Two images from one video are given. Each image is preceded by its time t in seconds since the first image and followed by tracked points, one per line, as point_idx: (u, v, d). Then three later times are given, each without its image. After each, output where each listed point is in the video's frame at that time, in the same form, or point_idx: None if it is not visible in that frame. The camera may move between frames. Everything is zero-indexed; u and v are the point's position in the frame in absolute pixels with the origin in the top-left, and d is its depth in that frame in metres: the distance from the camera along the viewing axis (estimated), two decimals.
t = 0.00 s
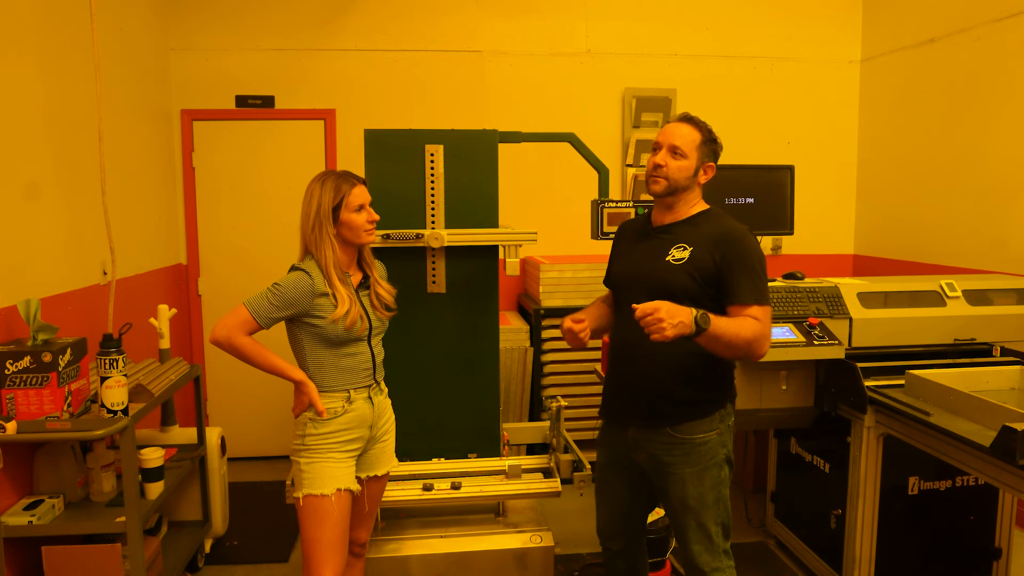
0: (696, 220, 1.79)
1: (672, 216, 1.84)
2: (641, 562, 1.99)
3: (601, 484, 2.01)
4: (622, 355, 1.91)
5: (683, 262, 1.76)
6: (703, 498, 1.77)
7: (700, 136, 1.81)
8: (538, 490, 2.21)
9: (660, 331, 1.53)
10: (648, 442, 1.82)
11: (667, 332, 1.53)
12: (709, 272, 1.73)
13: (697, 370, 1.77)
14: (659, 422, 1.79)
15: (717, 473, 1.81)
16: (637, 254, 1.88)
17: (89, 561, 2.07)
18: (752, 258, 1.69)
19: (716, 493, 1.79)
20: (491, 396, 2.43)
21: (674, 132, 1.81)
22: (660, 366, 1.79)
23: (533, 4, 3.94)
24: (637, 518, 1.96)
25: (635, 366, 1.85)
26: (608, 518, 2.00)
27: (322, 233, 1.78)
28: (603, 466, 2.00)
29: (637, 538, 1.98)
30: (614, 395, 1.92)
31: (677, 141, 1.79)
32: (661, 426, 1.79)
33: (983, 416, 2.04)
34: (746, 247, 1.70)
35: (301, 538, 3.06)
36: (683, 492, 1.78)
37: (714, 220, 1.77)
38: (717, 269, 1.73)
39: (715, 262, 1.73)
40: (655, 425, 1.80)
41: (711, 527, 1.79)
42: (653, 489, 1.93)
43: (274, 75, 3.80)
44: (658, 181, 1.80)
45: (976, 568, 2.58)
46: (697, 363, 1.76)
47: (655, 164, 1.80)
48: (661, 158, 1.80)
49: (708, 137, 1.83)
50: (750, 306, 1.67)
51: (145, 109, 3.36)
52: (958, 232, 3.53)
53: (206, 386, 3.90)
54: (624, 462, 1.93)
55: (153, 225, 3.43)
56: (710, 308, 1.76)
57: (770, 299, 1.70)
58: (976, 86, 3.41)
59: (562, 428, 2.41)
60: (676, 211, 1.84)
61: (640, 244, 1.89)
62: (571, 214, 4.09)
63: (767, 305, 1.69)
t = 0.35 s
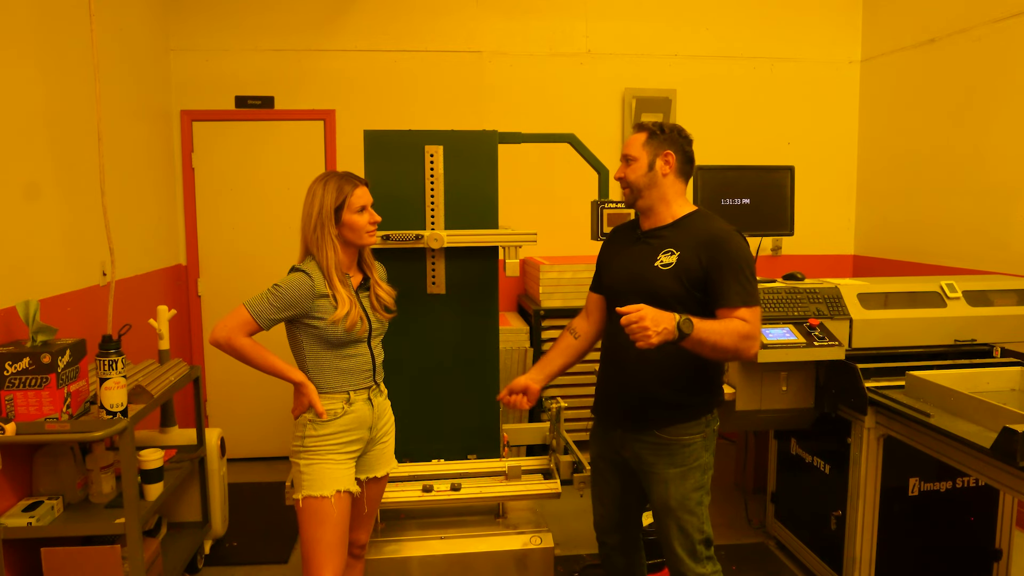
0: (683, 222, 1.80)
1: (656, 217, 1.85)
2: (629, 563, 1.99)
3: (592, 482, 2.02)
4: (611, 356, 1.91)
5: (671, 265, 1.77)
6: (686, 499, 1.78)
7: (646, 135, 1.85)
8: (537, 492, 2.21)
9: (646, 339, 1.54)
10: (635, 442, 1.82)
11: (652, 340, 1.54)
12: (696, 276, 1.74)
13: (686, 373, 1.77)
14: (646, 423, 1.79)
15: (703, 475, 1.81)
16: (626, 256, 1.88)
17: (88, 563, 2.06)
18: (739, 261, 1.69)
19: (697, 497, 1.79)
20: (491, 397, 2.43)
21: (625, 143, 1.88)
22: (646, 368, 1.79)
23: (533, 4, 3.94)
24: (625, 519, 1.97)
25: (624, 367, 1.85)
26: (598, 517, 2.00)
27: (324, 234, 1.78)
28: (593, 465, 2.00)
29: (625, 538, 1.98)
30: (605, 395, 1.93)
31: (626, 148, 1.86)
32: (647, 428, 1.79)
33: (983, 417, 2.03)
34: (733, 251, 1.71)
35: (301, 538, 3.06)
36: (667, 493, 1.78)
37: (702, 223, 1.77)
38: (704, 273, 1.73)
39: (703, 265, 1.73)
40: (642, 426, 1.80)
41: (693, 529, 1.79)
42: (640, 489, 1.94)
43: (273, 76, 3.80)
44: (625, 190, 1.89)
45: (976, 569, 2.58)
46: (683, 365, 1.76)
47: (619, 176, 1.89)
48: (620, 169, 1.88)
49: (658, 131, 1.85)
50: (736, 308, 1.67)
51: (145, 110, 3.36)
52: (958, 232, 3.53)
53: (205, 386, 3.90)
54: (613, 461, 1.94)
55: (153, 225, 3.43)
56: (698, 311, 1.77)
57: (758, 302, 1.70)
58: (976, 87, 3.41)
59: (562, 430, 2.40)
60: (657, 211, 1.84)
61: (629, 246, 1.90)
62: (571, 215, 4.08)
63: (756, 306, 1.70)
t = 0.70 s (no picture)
0: (671, 220, 1.80)
1: (646, 222, 1.85)
2: (632, 561, 1.99)
3: (594, 482, 2.02)
4: (609, 356, 1.91)
5: (661, 263, 1.77)
6: (693, 494, 1.78)
7: (624, 144, 1.80)
8: (537, 492, 2.21)
9: (639, 347, 1.53)
10: (638, 440, 1.82)
11: (644, 346, 1.54)
12: (688, 272, 1.74)
13: (683, 370, 1.77)
14: (649, 421, 1.79)
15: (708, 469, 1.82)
16: (617, 257, 1.89)
17: (88, 563, 2.06)
18: (728, 254, 1.69)
19: (705, 490, 1.80)
20: (491, 398, 2.43)
21: (601, 154, 1.83)
22: (645, 366, 1.79)
23: (533, 4, 3.94)
24: (628, 517, 1.97)
25: (623, 366, 1.85)
26: (601, 515, 2.00)
27: (325, 234, 1.78)
28: (594, 465, 2.00)
29: (628, 536, 1.98)
30: (604, 395, 1.92)
31: (605, 161, 1.81)
32: (650, 425, 1.79)
33: (983, 417, 2.03)
34: (721, 245, 1.71)
35: (301, 539, 3.06)
36: (673, 489, 1.78)
37: (689, 220, 1.78)
38: (695, 268, 1.73)
39: (693, 261, 1.73)
40: (645, 424, 1.80)
41: (700, 523, 1.79)
42: (643, 486, 1.94)
43: (274, 76, 3.80)
44: (609, 203, 1.85)
45: (976, 569, 2.58)
46: (683, 361, 1.77)
47: (600, 188, 1.85)
48: (601, 182, 1.84)
49: (635, 139, 1.81)
50: (728, 302, 1.67)
51: (145, 110, 3.36)
52: (958, 233, 3.53)
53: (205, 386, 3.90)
54: (615, 460, 1.93)
55: (153, 225, 3.43)
56: (692, 307, 1.77)
57: (748, 294, 1.70)
58: (976, 87, 3.41)
59: (562, 430, 2.40)
60: (646, 217, 1.84)
61: (620, 247, 1.90)
62: (571, 215, 4.08)
63: (745, 301, 1.69)
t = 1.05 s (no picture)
0: (673, 220, 1.80)
1: (645, 221, 1.85)
2: (632, 560, 1.99)
3: (595, 481, 2.02)
4: (610, 355, 1.90)
5: (665, 263, 1.77)
6: (695, 491, 1.79)
7: (623, 141, 1.82)
8: (537, 492, 2.21)
9: (655, 353, 1.53)
10: (640, 438, 1.82)
11: (660, 351, 1.53)
12: (693, 272, 1.74)
13: (687, 368, 1.77)
14: (652, 420, 1.79)
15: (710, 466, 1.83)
16: (618, 256, 1.88)
17: (88, 562, 2.07)
18: (733, 254, 1.71)
19: (706, 487, 1.81)
20: (490, 398, 2.43)
21: (601, 150, 1.84)
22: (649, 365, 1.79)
23: (533, 4, 3.94)
24: (630, 515, 1.97)
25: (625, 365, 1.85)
26: (602, 514, 2.00)
27: (326, 233, 1.78)
28: (595, 464, 2.00)
29: (629, 534, 1.98)
30: (606, 394, 1.92)
31: (604, 157, 1.83)
32: (653, 424, 1.79)
33: (983, 417, 2.03)
34: (726, 244, 1.72)
35: (300, 539, 3.06)
36: (676, 486, 1.79)
37: (693, 219, 1.78)
38: (700, 268, 1.74)
39: (698, 261, 1.74)
40: (647, 423, 1.80)
41: (702, 521, 1.79)
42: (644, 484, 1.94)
43: (274, 76, 3.80)
44: (608, 200, 1.87)
45: (975, 569, 2.58)
46: (686, 359, 1.77)
47: (599, 185, 1.87)
48: (600, 179, 1.85)
49: (634, 136, 1.82)
50: (734, 300, 1.69)
51: (145, 110, 3.36)
52: (958, 232, 3.53)
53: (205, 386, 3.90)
54: (616, 459, 1.93)
55: (153, 225, 3.43)
56: (696, 307, 1.78)
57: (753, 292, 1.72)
58: (976, 87, 3.41)
59: (562, 429, 2.40)
60: (645, 216, 1.84)
61: (620, 246, 1.89)
62: (571, 215, 4.09)
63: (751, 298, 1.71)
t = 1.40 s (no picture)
0: (679, 221, 1.81)
1: (651, 221, 1.85)
2: (633, 560, 1.99)
3: (597, 480, 2.02)
4: (613, 355, 1.90)
5: (672, 263, 1.77)
6: (697, 491, 1.79)
7: (633, 139, 1.82)
8: (537, 491, 2.21)
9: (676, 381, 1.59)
10: (643, 437, 1.82)
11: (679, 378, 1.60)
12: (699, 272, 1.75)
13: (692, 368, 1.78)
14: (656, 419, 1.79)
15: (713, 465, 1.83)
16: (623, 255, 1.88)
17: (88, 562, 2.07)
18: (740, 255, 1.72)
19: (708, 487, 1.81)
20: (491, 397, 2.43)
21: (611, 148, 1.85)
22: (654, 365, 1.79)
23: (533, 4, 3.94)
24: (632, 514, 1.97)
25: (629, 365, 1.84)
26: (604, 513, 2.00)
27: (327, 233, 1.78)
28: (598, 463, 2.00)
29: (630, 534, 1.98)
30: (609, 393, 1.92)
31: (613, 155, 1.83)
32: (657, 422, 1.79)
33: (983, 417, 2.04)
34: (732, 246, 1.73)
35: (300, 538, 3.06)
36: (678, 486, 1.79)
37: (699, 220, 1.79)
38: (707, 269, 1.75)
39: (704, 262, 1.74)
40: (651, 421, 1.80)
41: (705, 520, 1.80)
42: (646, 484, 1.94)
43: (274, 75, 3.81)
44: (615, 198, 1.86)
45: (975, 569, 2.58)
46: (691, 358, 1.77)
47: (607, 183, 1.87)
48: (608, 176, 1.85)
49: (645, 135, 1.83)
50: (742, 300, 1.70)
51: (145, 109, 3.36)
52: (958, 232, 3.53)
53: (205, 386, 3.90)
54: (619, 458, 1.93)
55: (153, 225, 3.43)
56: (702, 307, 1.78)
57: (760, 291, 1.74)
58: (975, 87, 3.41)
59: (562, 429, 2.40)
60: (652, 216, 1.84)
61: (625, 245, 1.89)
62: (571, 215, 4.09)
63: (758, 297, 1.73)
